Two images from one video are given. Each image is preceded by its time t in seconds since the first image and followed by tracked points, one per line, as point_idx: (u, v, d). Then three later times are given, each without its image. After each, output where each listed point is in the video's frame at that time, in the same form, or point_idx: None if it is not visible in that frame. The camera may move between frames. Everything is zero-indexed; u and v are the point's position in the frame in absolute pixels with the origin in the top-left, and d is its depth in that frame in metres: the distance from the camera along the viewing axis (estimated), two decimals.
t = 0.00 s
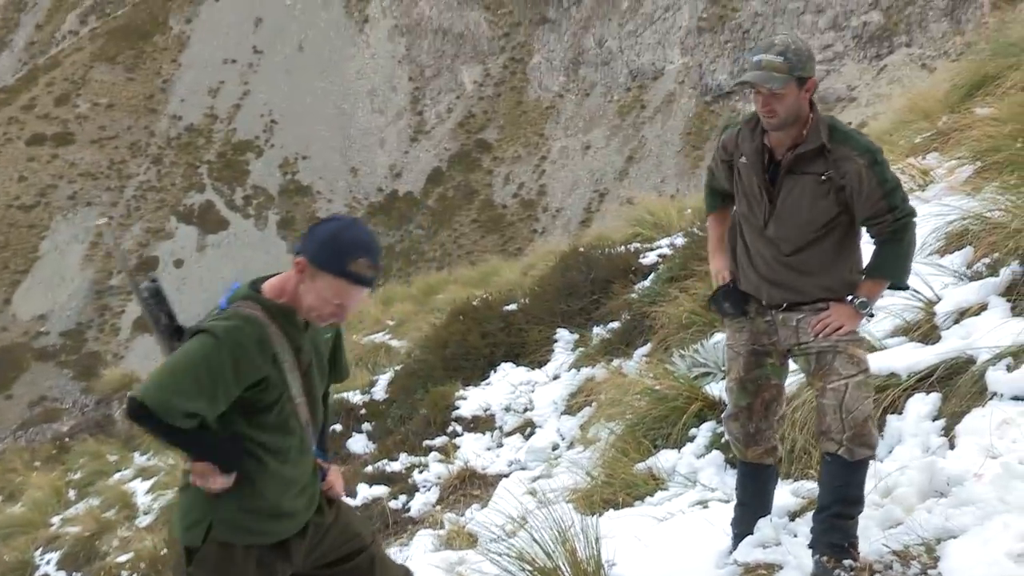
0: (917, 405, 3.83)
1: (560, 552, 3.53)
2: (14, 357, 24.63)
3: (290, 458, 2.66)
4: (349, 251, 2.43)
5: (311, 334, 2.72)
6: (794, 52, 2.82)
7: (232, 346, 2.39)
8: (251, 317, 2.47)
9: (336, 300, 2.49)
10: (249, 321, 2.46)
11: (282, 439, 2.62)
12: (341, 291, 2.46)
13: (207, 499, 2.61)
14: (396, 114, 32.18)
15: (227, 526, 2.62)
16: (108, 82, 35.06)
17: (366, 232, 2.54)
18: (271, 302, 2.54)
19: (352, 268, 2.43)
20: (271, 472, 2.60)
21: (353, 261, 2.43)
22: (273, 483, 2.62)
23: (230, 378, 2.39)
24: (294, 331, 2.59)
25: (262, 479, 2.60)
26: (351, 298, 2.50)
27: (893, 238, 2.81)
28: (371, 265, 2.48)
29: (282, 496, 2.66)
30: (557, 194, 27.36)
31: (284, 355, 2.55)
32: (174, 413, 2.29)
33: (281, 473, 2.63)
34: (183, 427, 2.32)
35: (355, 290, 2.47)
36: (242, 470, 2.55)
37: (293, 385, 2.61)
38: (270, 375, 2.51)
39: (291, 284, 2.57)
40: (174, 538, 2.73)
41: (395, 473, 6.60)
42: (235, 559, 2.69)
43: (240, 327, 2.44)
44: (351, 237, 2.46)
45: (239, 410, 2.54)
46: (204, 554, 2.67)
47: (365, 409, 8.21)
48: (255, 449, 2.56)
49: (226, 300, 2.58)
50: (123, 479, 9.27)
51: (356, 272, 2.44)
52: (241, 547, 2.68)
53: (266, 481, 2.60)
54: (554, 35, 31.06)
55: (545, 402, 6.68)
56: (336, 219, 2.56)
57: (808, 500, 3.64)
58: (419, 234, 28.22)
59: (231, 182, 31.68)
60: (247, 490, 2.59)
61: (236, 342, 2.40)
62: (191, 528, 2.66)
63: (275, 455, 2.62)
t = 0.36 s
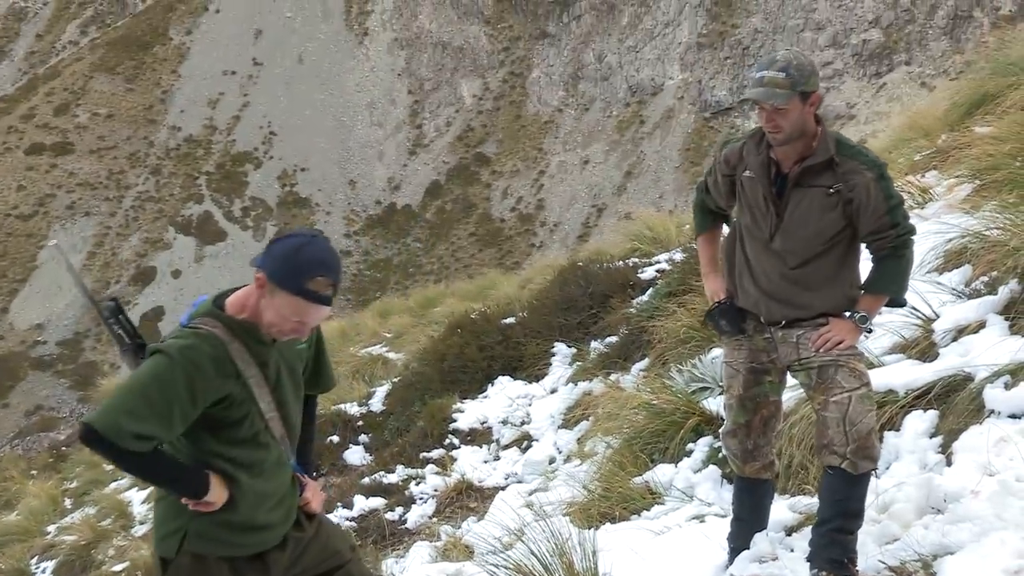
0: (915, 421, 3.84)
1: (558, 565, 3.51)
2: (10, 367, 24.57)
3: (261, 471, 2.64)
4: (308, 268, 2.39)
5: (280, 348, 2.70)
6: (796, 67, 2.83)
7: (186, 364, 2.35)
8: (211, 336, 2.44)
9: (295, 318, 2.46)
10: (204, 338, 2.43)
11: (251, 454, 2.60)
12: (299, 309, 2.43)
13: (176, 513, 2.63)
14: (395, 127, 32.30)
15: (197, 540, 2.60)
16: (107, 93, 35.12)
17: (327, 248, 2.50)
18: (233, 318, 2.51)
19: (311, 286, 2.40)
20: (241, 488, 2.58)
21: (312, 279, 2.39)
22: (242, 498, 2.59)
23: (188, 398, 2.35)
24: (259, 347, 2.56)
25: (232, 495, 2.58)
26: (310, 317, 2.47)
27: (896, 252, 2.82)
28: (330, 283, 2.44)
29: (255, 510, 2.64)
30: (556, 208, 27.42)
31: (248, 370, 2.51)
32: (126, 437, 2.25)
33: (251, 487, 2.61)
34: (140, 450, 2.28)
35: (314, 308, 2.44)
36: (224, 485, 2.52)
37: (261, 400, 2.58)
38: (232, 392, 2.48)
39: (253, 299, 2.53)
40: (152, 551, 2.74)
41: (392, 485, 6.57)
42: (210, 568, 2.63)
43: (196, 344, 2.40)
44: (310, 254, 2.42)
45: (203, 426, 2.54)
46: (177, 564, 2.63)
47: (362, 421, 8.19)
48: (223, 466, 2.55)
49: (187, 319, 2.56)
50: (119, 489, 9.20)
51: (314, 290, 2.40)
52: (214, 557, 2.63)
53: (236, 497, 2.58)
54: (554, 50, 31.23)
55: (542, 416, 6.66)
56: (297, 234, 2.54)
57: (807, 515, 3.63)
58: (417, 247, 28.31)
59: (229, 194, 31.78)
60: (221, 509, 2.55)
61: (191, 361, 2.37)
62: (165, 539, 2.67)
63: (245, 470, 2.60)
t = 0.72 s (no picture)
0: (918, 411, 3.85)
1: (563, 555, 3.54)
2: (14, 361, 24.62)
3: (251, 465, 2.66)
4: (277, 265, 2.37)
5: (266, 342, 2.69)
6: (802, 58, 2.83)
7: (165, 362, 2.36)
8: (192, 333, 2.45)
9: (266, 315, 2.45)
10: (182, 334, 2.43)
11: (239, 449, 2.62)
12: (269, 306, 2.42)
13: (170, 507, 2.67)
14: (398, 121, 32.29)
15: (191, 533, 2.66)
16: (109, 87, 35.13)
17: (299, 242, 2.48)
18: (215, 315, 2.52)
19: (281, 282, 2.37)
20: (230, 482, 2.60)
21: (281, 275, 2.37)
22: (232, 491, 2.61)
23: (168, 396, 2.37)
24: (242, 342, 2.56)
25: (221, 490, 2.60)
26: (282, 314, 2.45)
27: (901, 246, 2.82)
28: (302, 280, 2.42)
29: (246, 503, 2.66)
30: (558, 201, 27.42)
31: (232, 365, 2.51)
32: (108, 438, 2.28)
33: (240, 482, 2.62)
34: (123, 449, 2.31)
35: (284, 305, 2.43)
36: (211, 481, 2.54)
37: (248, 395, 2.58)
38: (216, 388, 2.49)
39: (232, 294, 2.53)
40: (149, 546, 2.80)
41: (397, 477, 6.60)
42: (206, 562, 2.67)
43: (177, 340, 2.42)
44: (281, 250, 2.40)
45: (190, 422, 2.56)
46: (171, 559, 2.69)
47: (367, 413, 8.22)
48: (211, 461, 2.58)
49: (168, 315, 2.56)
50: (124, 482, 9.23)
51: (282, 288, 2.38)
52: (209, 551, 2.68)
53: (227, 491, 2.60)
54: (555, 43, 31.16)
55: (547, 408, 6.69)
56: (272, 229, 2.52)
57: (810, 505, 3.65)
58: (420, 241, 28.35)
59: (231, 188, 31.88)
60: (211, 504, 2.58)
61: (170, 359, 2.38)
62: (161, 533, 2.73)
63: (235, 465, 2.62)
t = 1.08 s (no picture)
0: (919, 386, 3.85)
1: (565, 533, 3.56)
2: (14, 343, 24.64)
3: (243, 445, 2.66)
4: (250, 245, 2.35)
5: (255, 323, 2.67)
6: (801, 33, 2.79)
7: (147, 343, 2.36)
8: (175, 313, 2.44)
9: (240, 296, 2.46)
10: (166, 315, 2.42)
11: (229, 429, 2.62)
12: (241, 287, 2.42)
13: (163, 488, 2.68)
14: (397, 100, 32.10)
15: (183, 513, 2.67)
16: (106, 68, 34.94)
17: (276, 223, 2.45)
18: (201, 296, 2.51)
19: (252, 262, 2.36)
20: (220, 462, 2.60)
21: (253, 255, 2.36)
22: (223, 472, 2.61)
23: (150, 376, 2.37)
24: (229, 323, 2.55)
25: (212, 471, 2.60)
26: (256, 295, 2.45)
27: (902, 224, 2.80)
28: (276, 261, 2.39)
29: (237, 483, 2.66)
30: (558, 179, 27.31)
31: (220, 346, 2.51)
32: (88, 417, 2.28)
33: (230, 463, 2.62)
34: (104, 429, 2.32)
35: (256, 286, 2.42)
36: (199, 461, 2.54)
37: (237, 377, 2.57)
38: (201, 369, 2.49)
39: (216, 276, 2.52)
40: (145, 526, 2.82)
41: (398, 457, 6.62)
42: (199, 542, 2.71)
43: (159, 322, 2.41)
44: (255, 229, 2.38)
45: (179, 403, 2.57)
46: (164, 539, 2.71)
47: (368, 394, 8.24)
48: (201, 441, 2.58)
49: (154, 296, 2.55)
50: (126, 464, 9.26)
51: (253, 268, 2.37)
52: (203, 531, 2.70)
53: (217, 471, 2.60)
54: (555, 21, 30.91)
55: (548, 386, 6.70)
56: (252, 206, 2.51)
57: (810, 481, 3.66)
58: (420, 220, 28.26)
59: (231, 169, 31.86)
60: (201, 484, 2.58)
61: (153, 340, 2.37)
62: (154, 513, 2.74)
63: (226, 445, 2.62)
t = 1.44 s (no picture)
0: (917, 373, 3.86)
1: (563, 521, 3.58)
2: (15, 332, 24.67)
3: (233, 436, 2.65)
4: (233, 228, 2.36)
5: (249, 313, 2.67)
6: (795, 20, 2.78)
7: (134, 329, 2.37)
8: (164, 300, 2.45)
9: (231, 284, 2.45)
10: (156, 304, 2.44)
11: (219, 419, 2.61)
12: (229, 275, 2.41)
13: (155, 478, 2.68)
14: (397, 88, 31.98)
15: (172, 504, 2.65)
16: (106, 57, 34.84)
17: (256, 205, 2.45)
18: (192, 287, 2.51)
19: (236, 245, 2.36)
20: (210, 452, 2.59)
21: (236, 238, 2.35)
22: (212, 461, 2.60)
23: (137, 363, 2.37)
24: (220, 312, 2.55)
25: (201, 461, 2.59)
26: (245, 281, 2.44)
27: (903, 211, 2.80)
28: (259, 245, 2.38)
29: (225, 474, 2.64)
30: (559, 167, 27.26)
31: (210, 336, 2.50)
32: (70, 404, 2.28)
33: (220, 452, 2.61)
34: (87, 415, 2.33)
35: (242, 270, 2.40)
36: (188, 451, 2.55)
37: (228, 367, 2.56)
38: (190, 359, 2.48)
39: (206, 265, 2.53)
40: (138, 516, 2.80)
41: (398, 446, 6.65)
42: (187, 531, 2.68)
43: (148, 310, 2.42)
44: (237, 215, 2.39)
45: (169, 391, 2.58)
46: (153, 527, 2.68)
47: (368, 382, 8.25)
48: (191, 430, 2.58)
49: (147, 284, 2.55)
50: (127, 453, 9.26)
51: (235, 252, 2.36)
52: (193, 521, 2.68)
53: (204, 463, 2.59)
54: (555, 8, 30.77)
55: (548, 374, 6.72)
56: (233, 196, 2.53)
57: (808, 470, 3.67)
58: (421, 209, 28.24)
59: (231, 157, 31.85)
60: (188, 475, 2.57)
61: (140, 327, 2.38)
62: (145, 502, 2.73)
63: (216, 435, 2.62)
